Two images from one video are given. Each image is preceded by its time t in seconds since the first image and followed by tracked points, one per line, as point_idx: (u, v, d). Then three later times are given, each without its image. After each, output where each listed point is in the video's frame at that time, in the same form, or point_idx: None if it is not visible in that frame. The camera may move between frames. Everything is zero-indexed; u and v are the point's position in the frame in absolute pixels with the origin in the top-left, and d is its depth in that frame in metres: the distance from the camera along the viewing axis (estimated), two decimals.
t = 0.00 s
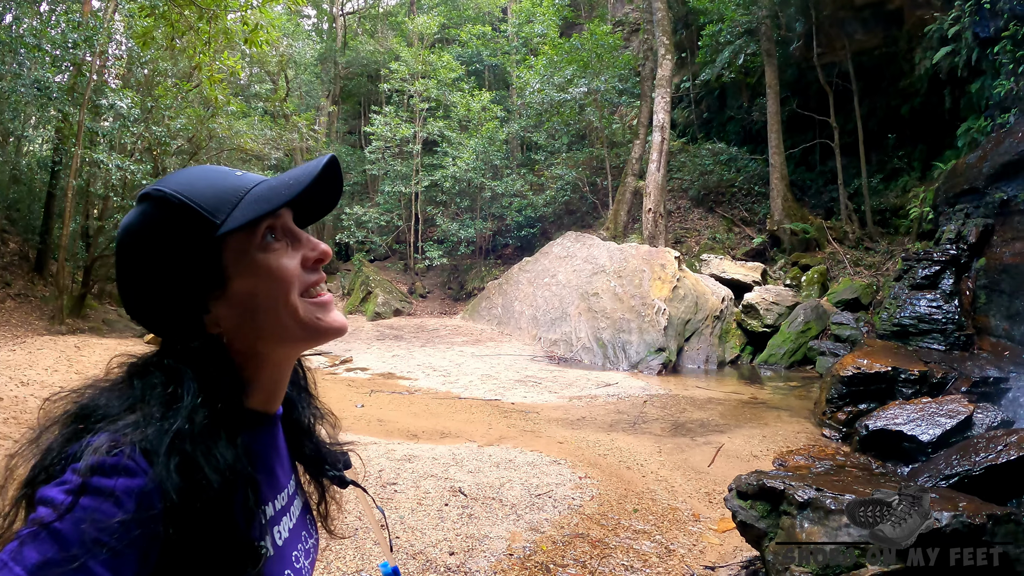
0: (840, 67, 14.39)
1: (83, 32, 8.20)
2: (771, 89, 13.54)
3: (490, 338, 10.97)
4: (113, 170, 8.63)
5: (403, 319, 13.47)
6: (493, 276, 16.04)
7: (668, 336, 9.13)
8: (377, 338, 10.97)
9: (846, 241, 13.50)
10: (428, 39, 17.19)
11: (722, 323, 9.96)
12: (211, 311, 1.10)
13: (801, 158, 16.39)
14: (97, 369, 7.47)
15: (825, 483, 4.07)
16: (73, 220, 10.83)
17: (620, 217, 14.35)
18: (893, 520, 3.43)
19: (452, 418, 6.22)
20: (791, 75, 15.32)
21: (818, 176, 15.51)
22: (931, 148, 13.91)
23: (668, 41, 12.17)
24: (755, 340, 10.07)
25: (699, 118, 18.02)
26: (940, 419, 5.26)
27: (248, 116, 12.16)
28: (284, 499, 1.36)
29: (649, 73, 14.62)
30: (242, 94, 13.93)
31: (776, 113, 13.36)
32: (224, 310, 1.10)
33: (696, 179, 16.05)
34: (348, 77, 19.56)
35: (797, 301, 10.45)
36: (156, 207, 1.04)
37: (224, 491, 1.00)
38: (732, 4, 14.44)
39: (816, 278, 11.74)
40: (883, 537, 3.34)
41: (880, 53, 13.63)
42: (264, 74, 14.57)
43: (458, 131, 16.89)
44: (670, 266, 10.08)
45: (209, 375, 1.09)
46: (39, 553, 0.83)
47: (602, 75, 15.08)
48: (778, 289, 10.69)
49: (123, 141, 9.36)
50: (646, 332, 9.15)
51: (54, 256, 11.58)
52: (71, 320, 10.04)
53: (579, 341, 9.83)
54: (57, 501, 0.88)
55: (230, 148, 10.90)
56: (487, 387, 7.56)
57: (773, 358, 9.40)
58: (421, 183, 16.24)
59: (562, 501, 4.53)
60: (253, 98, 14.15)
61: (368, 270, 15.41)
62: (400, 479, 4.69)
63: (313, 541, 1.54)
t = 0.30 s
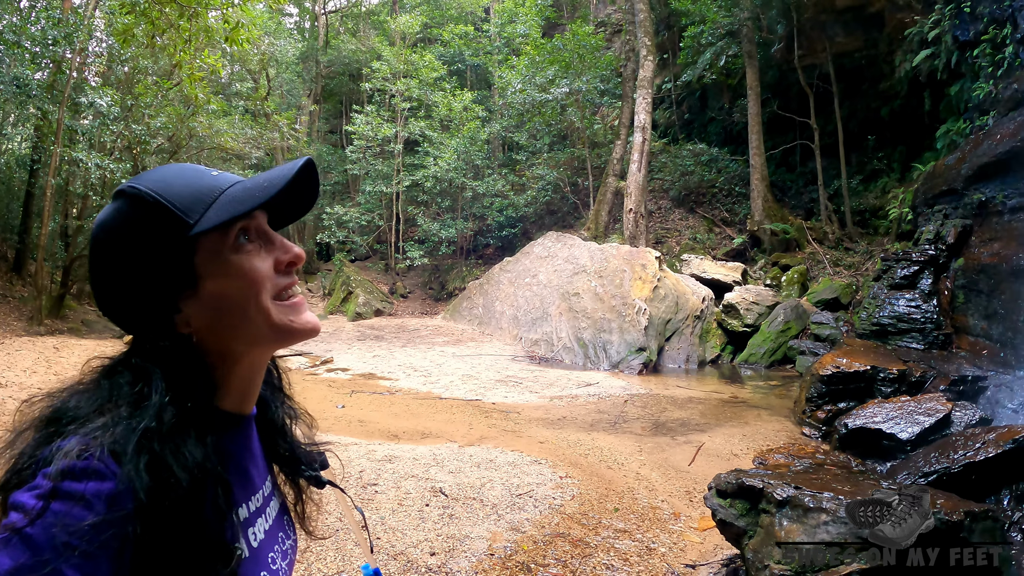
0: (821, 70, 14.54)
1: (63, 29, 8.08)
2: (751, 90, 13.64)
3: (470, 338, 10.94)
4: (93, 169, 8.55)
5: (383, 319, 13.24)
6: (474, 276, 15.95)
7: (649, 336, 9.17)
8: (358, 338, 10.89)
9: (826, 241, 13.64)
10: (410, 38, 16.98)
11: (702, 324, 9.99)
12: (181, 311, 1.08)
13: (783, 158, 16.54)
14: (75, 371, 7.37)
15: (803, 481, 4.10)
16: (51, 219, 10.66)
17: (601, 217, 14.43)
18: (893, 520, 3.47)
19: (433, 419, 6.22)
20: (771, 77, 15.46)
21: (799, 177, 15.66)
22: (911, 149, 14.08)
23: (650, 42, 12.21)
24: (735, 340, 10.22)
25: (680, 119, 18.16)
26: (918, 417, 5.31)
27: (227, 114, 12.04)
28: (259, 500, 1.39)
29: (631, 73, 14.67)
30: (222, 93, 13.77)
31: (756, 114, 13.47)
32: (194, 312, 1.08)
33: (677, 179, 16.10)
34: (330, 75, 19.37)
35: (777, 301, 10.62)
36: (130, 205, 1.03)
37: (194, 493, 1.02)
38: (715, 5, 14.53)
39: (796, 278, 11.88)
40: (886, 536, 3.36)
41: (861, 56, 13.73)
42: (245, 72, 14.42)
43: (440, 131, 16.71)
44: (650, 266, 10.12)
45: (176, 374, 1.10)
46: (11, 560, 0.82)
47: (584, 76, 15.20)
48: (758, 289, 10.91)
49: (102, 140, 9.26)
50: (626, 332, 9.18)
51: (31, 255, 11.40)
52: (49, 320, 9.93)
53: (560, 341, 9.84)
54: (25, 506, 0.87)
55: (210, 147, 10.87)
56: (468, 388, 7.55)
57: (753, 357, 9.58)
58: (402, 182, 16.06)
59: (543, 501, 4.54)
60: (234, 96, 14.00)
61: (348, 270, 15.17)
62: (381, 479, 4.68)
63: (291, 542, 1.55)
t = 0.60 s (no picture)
0: (808, 71, 14.64)
1: (49, 28, 8.00)
2: (738, 91, 13.71)
3: (457, 339, 10.90)
4: (79, 169, 8.50)
5: (371, 320, 13.14)
6: (461, 276, 15.86)
7: (636, 336, 9.22)
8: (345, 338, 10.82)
9: (813, 241, 13.71)
10: (398, 38, 16.87)
11: (689, 322, 10.13)
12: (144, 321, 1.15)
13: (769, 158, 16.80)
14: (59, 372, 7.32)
15: (788, 480, 4.11)
16: (36, 219, 10.53)
17: (587, 217, 14.46)
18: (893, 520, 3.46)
19: (420, 419, 6.22)
20: (758, 77, 15.54)
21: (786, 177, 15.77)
22: (897, 150, 14.22)
23: (638, 43, 12.24)
24: (722, 339, 10.38)
25: (667, 119, 18.24)
26: (904, 416, 5.34)
27: (214, 114, 11.95)
28: (238, 502, 1.43)
29: (618, 74, 14.73)
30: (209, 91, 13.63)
31: (744, 114, 13.54)
32: (150, 322, 1.15)
33: (664, 180, 16.14)
34: (317, 75, 19.12)
35: (763, 301, 10.75)
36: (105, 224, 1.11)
37: (163, 475, 1.06)
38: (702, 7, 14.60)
39: (782, 278, 11.99)
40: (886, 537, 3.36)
41: (847, 57, 13.84)
42: (232, 71, 14.31)
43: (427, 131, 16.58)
44: (637, 266, 10.14)
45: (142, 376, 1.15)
46: None
47: (572, 77, 15.19)
48: (745, 289, 11.02)
49: (88, 139, 9.21)
50: (613, 332, 9.22)
51: (15, 256, 11.26)
52: (35, 322, 9.85)
53: (547, 341, 9.85)
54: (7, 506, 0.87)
55: (196, 147, 10.82)
56: (454, 388, 7.54)
57: (740, 357, 9.74)
58: (389, 183, 15.96)
59: (530, 501, 4.54)
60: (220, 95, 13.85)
61: (336, 270, 15.09)
62: (367, 480, 4.67)
63: (272, 543, 1.59)
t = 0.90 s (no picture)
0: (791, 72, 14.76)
1: (32, 25, 7.93)
2: (722, 92, 13.81)
3: (442, 339, 10.84)
4: (61, 168, 8.46)
5: (356, 320, 12.99)
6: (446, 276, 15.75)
7: (620, 336, 9.26)
8: (329, 338, 10.73)
9: (797, 241, 13.78)
10: (383, 38, 16.74)
11: (673, 322, 10.23)
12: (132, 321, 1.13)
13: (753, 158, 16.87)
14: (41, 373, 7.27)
15: (770, 478, 4.13)
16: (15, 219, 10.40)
17: (572, 217, 14.48)
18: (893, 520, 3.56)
19: (404, 419, 6.20)
20: (743, 78, 15.65)
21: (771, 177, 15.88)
22: (880, 150, 14.37)
23: (622, 43, 12.27)
24: (705, 339, 10.42)
25: (652, 120, 18.33)
26: (887, 414, 5.37)
27: (198, 113, 11.86)
28: (224, 502, 1.42)
29: (603, 74, 14.78)
30: (193, 90, 13.52)
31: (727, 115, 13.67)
32: (137, 323, 1.13)
33: (648, 180, 16.22)
34: (302, 75, 18.90)
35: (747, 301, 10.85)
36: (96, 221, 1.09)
37: (155, 473, 1.05)
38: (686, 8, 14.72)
39: (766, 278, 12.09)
40: (886, 537, 3.45)
41: (831, 58, 13.95)
42: (217, 71, 14.21)
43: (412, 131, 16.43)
44: (621, 266, 10.18)
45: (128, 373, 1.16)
46: None
47: (556, 77, 15.11)
48: (728, 288, 11.13)
49: (70, 138, 9.18)
50: (597, 332, 9.25)
51: None
52: (17, 323, 9.77)
53: (532, 340, 9.85)
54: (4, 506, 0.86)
55: (180, 147, 10.57)
56: (439, 388, 7.53)
57: (723, 356, 9.82)
58: (373, 183, 15.73)
59: (514, 501, 4.54)
60: (204, 94, 13.69)
61: (320, 270, 14.97)
62: (351, 481, 4.66)
63: (256, 543, 1.58)
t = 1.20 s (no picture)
0: (771, 73, 14.90)
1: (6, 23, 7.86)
2: (702, 92, 13.93)
3: (421, 339, 10.79)
4: (38, 167, 8.34)
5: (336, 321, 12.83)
6: (425, 276, 15.61)
7: (599, 335, 9.32)
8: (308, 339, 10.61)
9: (775, 241, 13.85)
10: (363, 37, 16.58)
11: (653, 322, 10.29)
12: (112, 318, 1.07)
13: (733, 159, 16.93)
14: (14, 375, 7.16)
15: (747, 477, 4.14)
16: None
17: (551, 217, 14.49)
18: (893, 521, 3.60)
19: (384, 420, 6.18)
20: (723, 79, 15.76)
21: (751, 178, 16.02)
22: (858, 152, 14.55)
23: (602, 44, 12.34)
24: (684, 338, 10.57)
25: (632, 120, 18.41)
26: (864, 412, 5.42)
27: (176, 112, 11.75)
28: (197, 504, 1.39)
29: (583, 75, 14.84)
30: (172, 89, 13.37)
31: (706, 116, 13.82)
32: (118, 322, 1.08)
33: (628, 180, 16.27)
34: (282, 74, 18.62)
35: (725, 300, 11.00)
36: (71, 215, 1.03)
37: (140, 480, 1.01)
38: (666, 9, 14.85)
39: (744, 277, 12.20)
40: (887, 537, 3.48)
41: (810, 60, 14.10)
42: (196, 69, 14.07)
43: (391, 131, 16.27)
44: (600, 266, 10.25)
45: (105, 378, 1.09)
46: None
47: (536, 77, 15.15)
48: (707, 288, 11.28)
49: (47, 137, 8.93)
50: (576, 332, 9.28)
51: None
52: None
53: (511, 340, 9.85)
54: None
55: (158, 145, 10.58)
56: (418, 389, 7.50)
57: (702, 355, 9.96)
58: (353, 182, 15.51)
59: (493, 501, 4.54)
60: (182, 93, 13.54)
61: (299, 270, 14.83)
62: (329, 482, 4.64)
63: (229, 545, 1.56)
